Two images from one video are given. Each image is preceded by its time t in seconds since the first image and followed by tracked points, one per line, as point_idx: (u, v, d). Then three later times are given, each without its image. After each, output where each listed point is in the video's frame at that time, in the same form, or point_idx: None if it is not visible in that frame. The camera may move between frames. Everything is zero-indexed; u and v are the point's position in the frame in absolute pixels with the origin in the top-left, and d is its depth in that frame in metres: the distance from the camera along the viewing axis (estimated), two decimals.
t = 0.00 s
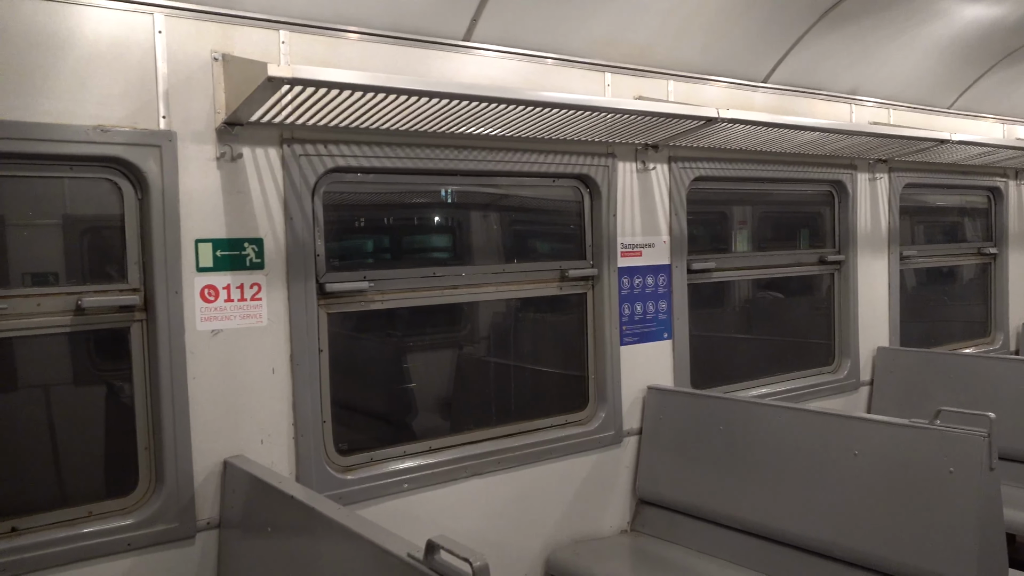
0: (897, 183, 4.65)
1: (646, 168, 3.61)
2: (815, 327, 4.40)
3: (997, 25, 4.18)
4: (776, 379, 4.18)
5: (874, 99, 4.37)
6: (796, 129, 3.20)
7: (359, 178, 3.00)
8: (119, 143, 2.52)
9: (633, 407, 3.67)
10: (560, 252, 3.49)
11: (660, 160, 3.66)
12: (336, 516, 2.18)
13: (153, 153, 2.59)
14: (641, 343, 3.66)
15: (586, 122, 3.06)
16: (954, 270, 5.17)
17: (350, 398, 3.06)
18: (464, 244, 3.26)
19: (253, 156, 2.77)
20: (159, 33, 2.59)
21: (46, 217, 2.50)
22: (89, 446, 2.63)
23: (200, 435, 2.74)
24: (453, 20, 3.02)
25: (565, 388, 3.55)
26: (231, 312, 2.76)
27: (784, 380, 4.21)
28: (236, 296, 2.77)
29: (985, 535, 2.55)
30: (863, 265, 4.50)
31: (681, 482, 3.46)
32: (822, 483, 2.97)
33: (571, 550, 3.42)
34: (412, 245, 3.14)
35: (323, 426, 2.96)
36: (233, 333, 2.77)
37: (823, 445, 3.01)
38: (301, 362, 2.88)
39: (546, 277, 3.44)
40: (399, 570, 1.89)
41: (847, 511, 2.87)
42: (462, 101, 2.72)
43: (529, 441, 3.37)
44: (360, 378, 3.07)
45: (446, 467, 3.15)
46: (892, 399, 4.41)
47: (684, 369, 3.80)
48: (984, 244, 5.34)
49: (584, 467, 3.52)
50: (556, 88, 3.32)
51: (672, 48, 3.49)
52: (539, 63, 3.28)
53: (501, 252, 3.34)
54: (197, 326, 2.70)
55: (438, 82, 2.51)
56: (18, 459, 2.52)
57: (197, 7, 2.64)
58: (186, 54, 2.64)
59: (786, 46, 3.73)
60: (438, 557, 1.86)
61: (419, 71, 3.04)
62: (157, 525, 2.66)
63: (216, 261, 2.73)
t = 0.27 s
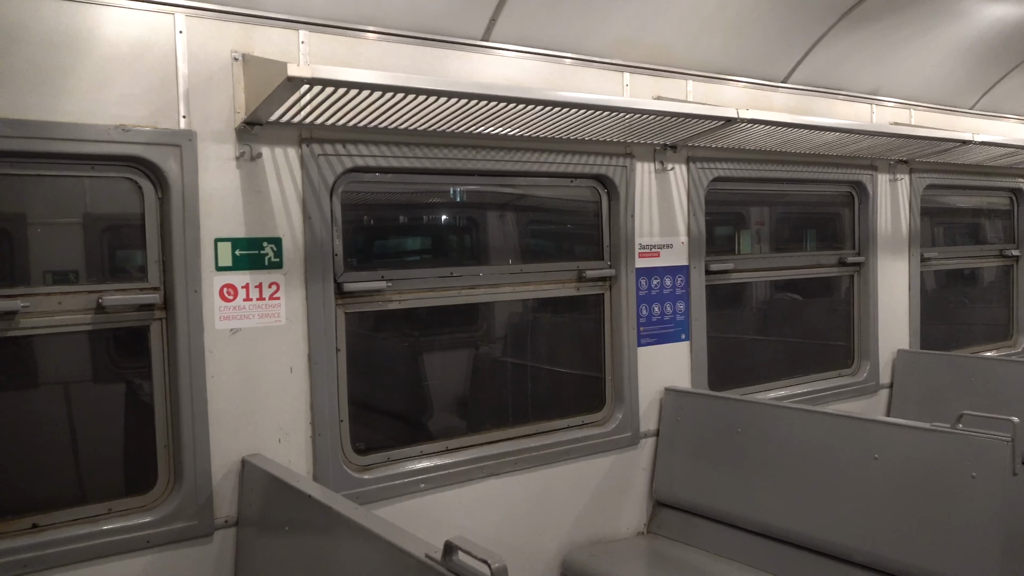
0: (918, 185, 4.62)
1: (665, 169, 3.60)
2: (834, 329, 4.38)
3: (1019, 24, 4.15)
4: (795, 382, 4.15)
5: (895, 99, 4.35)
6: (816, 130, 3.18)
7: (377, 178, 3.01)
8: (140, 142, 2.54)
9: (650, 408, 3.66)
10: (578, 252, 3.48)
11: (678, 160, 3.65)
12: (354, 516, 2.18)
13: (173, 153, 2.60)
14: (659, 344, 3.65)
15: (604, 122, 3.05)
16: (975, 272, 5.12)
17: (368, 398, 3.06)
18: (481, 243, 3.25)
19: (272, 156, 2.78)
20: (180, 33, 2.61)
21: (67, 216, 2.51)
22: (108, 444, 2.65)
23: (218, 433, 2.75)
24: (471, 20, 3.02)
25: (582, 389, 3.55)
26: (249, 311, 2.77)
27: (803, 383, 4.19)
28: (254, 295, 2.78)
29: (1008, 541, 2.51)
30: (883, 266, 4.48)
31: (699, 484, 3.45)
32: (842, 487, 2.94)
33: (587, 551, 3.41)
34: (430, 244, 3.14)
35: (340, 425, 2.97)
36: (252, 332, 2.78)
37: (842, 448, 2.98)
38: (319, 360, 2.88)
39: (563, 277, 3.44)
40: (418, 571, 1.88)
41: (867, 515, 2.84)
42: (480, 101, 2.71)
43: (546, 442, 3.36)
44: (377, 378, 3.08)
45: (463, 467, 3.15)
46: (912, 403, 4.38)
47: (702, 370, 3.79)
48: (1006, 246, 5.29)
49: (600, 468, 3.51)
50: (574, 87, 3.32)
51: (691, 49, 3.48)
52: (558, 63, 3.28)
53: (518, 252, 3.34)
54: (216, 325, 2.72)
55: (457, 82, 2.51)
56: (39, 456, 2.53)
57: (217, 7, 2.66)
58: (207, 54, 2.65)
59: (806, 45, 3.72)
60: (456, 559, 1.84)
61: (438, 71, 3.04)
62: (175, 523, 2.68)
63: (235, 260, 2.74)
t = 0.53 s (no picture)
0: (938, 183, 4.59)
1: (681, 167, 3.59)
2: (852, 329, 4.35)
3: None
4: (813, 382, 4.13)
5: (913, 97, 4.35)
6: (835, 128, 3.15)
7: (393, 178, 3.01)
8: (159, 142, 2.55)
9: (666, 408, 3.65)
10: (594, 251, 3.48)
11: (695, 159, 3.64)
12: (371, 515, 2.17)
13: (191, 152, 2.61)
14: (675, 343, 3.64)
15: (621, 121, 3.04)
16: (995, 271, 5.08)
17: (385, 397, 3.07)
18: (497, 243, 3.25)
19: (289, 155, 2.79)
20: (198, 33, 2.61)
21: (86, 216, 2.52)
22: (126, 443, 2.66)
23: (236, 432, 2.76)
24: (487, 19, 3.02)
25: (598, 388, 3.54)
26: (267, 310, 2.78)
27: (821, 382, 4.17)
28: (272, 294, 2.79)
29: None
30: (902, 265, 4.45)
31: (717, 483, 3.45)
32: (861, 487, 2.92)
33: (603, 551, 3.41)
34: (446, 244, 3.14)
35: (356, 424, 2.97)
36: (269, 331, 2.79)
37: (861, 448, 2.96)
38: (335, 360, 2.89)
39: (580, 276, 3.43)
40: (435, 570, 1.87)
41: (886, 516, 2.82)
42: (496, 99, 2.70)
43: (562, 442, 3.36)
44: (394, 377, 3.08)
45: (479, 466, 3.15)
46: (931, 403, 4.35)
47: (719, 370, 3.77)
48: None
49: (616, 468, 3.51)
50: (590, 86, 3.31)
51: (708, 47, 3.48)
52: (573, 61, 3.27)
53: (534, 251, 3.34)
54: (233, 323, 2.72)
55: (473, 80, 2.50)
56: (58, 455, 2.55)
57: (235, 7, 2.66)
58: (225, 53, 2.66)
59: (825, 42, 3.72)
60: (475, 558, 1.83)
61: (454, 70, 3.04)
62: (194, 521, 2.69)
63: (252, 260, 2.75)
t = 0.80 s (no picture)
0: (955, 183, 4.56)
1: (696, 166, 3.58)
2: (867, 329, 4.33)
3: None
4: (828, 383, 4.12)
5: (930, 96, 4.34)
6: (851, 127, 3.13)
7: (407, 176, 3.01)
8: (175, 140, 2.56)
9: (679, 408, 3.64)
10: (607, 250, 3.47)
11: (710, 158, 3.63)
12: (383, 513, 2.17)
13: (207, 150, 2.62)
14: (689, 343, 3.63)
15: (635, 120, 3.02)
16: (1012, 272, 5.05)
17: (398, 396, 3.07)
18: (510, 242, 3.25)
19: (303, 153, 2.79)
20: (213, 31, 2.62)
21: (102, 214, 2.53)
22: (141, 439, 2.67)
23: (250, 429, 2.77)
24: (502, 17, 3.02)
25: (611, 388, 3.54)
26: (281, 307, 2.79)
27: (836, 383, 4.15)
28: (286, 292, 2.79)
29: None
30: (918, 266, 4.43)
31: (730, 484, 3.44)
32: (875, 489, 2.90)
33: (615, 551, 3.41)
34: (460, 242, 3.14)
35: (369, 422, 2.97)
36: (283, 329, 2.79)
37: (876, 450, 2.94)
38: (349, 357, 2.89)
39: (593, 275, 3.43)
40: (448, 569, 1.86)
41: (901, 519, 2.80)
42: (510, 98, 2.69)
43: (575, 441, 3.36)
44: (407, 376, 3.08)
45: (492, 465, 3.15)
46: (947, 405, 4.32)
47: (733, 370, 3.76)
48: None
49: (629, 467, 3.51)
50: (604, 84, 3.31)
51: (723, 45, 3.47)
52: (587, 59, 3.26)
53: (547, 250, 3.33)
54: (248, 321, 2.73)
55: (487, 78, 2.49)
56: (73, 450, 2.56)
57: (251, 6, 2.67)
58: (241, 52, 2.67)
59: (843, 40, 3.72)
60: (488, 558, 1.82)
61: (469, 69, 3.04)
62: (208, 517, 2.70)
63: (267, 257, 2.76)
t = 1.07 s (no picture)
0: (971, 183, 4.53)
1: (710, 167, 3.57)
2: (882, 331, 4.31)
3: None
4: (842, 384, 4.10)
5: (946, 96, 4.32)
6: (866, 127, 3.11)
7: (421, 176, 3.01)
8: (190, 140, 2.57)
9: (692, 409, 3.63)
10: (621, 251, 3.46)
11: (724, 158, 3.62)
12: (397, 513, 2.17)
13: (222, 150, 2.63)
14: (703, 344, 3.62)
15: (649, 120, 3.01)
16: None
17: (411, 396, 3.07)
18: (522, 242, 3.24)
19: (318, 153, 2.80)
20: (229, 32, 2.63)
21: (117, 213, 2.54)
22: (155, 438, 2.68)
23: (264, 428, 2.78)
24: (516, 17, 3.02)
25: (624, 388, 3.53)
26: (294, 307, 2.79)
27: (850, 384, 4.13)
28: (300, 291, 2.80)
29: None
30: (934, 267, 4.40)
31: (743, 485, 3.43)
32: (890, 492, 2.88)
33: (628, 552, 3.41)
34: (473, 242, 3.14)
35: (383, 421, 2.98)
36: (297, 328, 2.80)
37: (891, 452, 2.92)
38: (362, 357, 2.90)
39: (606, 276, 3.42)
40: (462, 569, 1.85)
41: (917, 522, 2.78)
42: (524, 98, 2.69)
43: (588, 442, 3.36)
44: (420, 376, 3.08)
45: (505, 465, 3.15)
46: (963, 407, 4.30)
47: (747, 371, 3.75)
48: None
49: (641, 468, 3.50)
50: (618, 84, 3.30)
51: (737, 45, 3.46)
52: (601, 59, 3.26)
53: (560, 250, 3.33)
54: (262, 320, 2.74)
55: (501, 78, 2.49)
56: (88, 449, 2.57)
57: (266, 6, 2.68)
58: (257, 52, 2.68)
59: (858, 40, 3.71)
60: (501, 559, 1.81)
61: (482, 68, 3.04)
62: (222, 516, 2.71)
63: (281, 257, 2.76)
